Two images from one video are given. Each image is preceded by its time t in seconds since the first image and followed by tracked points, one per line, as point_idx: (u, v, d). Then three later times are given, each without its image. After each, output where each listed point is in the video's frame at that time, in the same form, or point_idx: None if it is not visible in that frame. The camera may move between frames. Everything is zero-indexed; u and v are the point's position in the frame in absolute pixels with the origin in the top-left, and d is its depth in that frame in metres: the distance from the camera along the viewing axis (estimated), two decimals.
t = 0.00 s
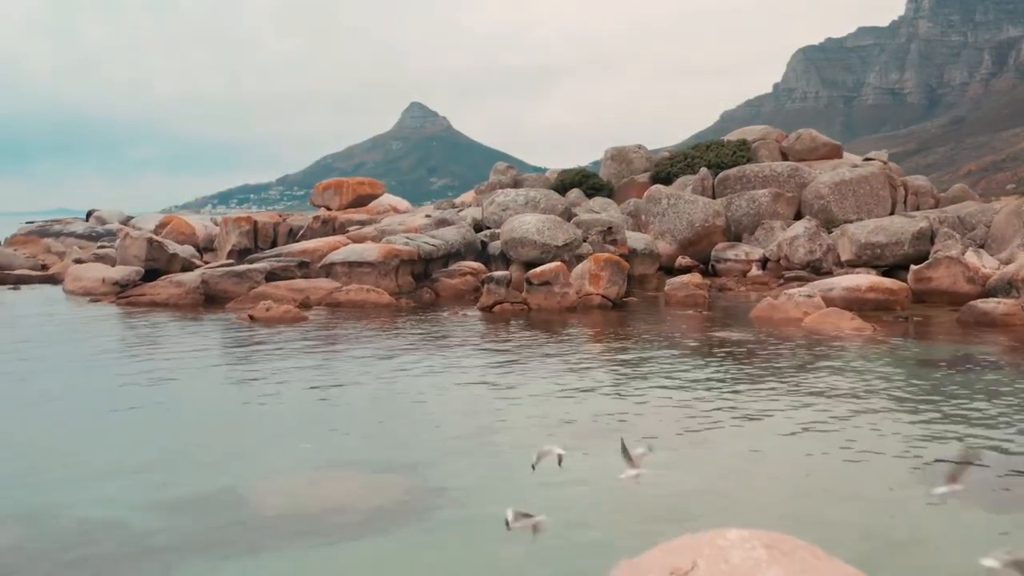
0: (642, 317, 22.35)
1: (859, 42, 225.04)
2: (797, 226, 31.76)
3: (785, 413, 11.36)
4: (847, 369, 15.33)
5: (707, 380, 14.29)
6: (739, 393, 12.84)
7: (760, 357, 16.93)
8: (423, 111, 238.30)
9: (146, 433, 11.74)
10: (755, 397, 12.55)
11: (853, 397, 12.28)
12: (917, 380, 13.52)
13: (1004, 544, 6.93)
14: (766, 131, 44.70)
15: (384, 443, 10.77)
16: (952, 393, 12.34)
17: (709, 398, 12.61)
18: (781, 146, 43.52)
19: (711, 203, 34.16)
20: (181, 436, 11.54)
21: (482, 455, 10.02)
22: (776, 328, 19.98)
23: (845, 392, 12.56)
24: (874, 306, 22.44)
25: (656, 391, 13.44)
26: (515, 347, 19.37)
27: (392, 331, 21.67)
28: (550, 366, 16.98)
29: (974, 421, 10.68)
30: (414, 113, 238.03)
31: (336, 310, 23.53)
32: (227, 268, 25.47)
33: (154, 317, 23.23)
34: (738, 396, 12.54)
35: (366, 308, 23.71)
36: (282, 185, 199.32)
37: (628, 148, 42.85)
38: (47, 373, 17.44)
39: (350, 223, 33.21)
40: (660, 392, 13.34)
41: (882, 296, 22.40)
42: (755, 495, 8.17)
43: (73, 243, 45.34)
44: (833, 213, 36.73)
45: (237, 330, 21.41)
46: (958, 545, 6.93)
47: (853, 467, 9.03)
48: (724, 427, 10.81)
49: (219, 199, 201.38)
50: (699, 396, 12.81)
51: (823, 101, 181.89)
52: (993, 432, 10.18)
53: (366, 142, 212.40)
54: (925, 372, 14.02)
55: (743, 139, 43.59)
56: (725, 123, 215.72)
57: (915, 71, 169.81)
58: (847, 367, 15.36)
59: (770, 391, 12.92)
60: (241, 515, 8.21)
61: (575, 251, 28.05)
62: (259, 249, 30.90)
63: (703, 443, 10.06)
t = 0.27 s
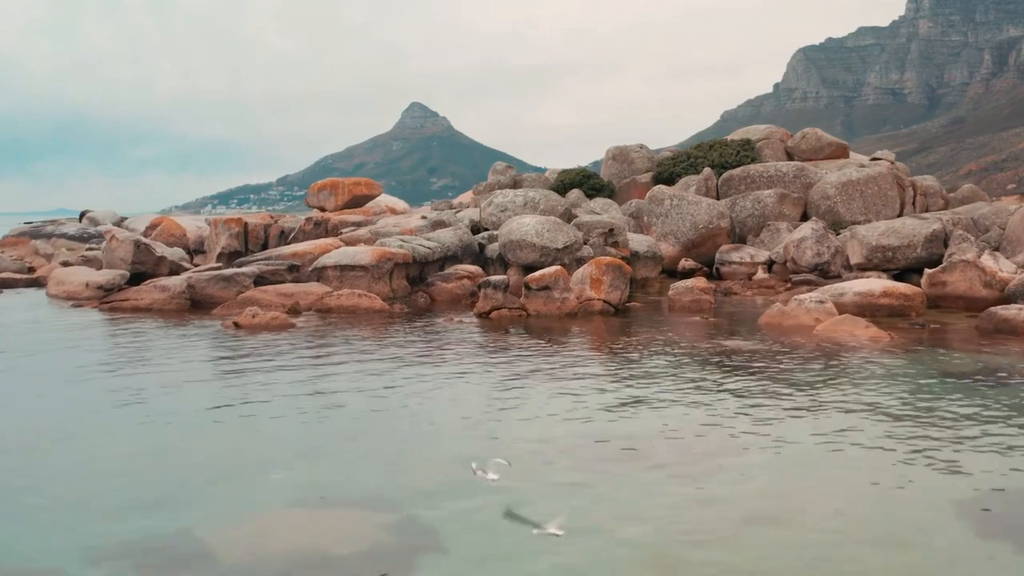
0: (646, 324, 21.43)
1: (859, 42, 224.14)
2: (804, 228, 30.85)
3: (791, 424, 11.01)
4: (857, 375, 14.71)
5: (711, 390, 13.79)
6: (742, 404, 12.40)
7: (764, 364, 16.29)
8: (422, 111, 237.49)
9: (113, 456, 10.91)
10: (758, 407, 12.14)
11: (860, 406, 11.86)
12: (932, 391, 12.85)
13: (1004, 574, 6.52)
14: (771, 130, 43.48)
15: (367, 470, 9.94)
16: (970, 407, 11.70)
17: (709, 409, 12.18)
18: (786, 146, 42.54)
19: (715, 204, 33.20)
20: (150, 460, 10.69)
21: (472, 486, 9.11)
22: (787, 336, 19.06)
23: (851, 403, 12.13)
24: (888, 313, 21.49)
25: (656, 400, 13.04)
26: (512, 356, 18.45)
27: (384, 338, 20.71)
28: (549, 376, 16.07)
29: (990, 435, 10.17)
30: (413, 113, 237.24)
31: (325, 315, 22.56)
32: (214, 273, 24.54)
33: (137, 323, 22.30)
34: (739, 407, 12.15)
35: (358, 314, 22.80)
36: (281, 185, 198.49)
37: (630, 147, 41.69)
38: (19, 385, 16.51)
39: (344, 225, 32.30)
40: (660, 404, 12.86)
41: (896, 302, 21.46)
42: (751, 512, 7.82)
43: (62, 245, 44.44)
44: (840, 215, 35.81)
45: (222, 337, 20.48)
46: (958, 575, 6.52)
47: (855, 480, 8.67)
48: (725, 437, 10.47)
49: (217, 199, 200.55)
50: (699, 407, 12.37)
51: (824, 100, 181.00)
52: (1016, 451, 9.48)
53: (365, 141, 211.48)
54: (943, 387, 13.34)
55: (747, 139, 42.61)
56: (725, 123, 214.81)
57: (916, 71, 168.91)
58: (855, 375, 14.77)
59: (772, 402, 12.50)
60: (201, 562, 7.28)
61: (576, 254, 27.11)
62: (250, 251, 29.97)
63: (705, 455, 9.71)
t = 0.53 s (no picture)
0: (650, 332, 20.30)
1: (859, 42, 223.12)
2: (813, 230, 29.74)
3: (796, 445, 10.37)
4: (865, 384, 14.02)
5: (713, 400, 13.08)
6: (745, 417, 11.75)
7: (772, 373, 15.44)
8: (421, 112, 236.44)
9: (64, 486, 9.83)
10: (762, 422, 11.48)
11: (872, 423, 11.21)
12: (951, 404, 12.08)
13: None
14: (777, 128, 42.43)
15: (344, 503, 8.95)
16: (986, 423, 11.07)
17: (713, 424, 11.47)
18: (792, 145, 41.41)
19: (720, 205, 32.10)
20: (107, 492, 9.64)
21: (462, 528, 8.12)
22: (801, 345, 17.92)
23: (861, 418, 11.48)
24: (906, 320, 20.36)
25: (655, 411, 12.36)
26: (509, 366, 17.32)
27: (373, 347, 19.60)
28: (547, 389, 14.98)
29: (1009, 459, 9.58)
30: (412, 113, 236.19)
31: (313, 322, 21.45)
32: (197, 277, 23.40)
33: (114, 330, 21.19)
34: (741, 422, 11.51)
35: (347, 321, 21.67)
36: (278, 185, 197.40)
37: (632, 146, 40.41)
38: None
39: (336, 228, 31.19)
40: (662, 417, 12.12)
41: (914, 309, 20.32)
42: (762, 559, 7.16)
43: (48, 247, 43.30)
44: (849, 216, 34.69)
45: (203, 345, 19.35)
46: None
47: (870, 519, 8.04)
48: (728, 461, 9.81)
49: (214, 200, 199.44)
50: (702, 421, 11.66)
51: (824, 100, 179.92)
52: None
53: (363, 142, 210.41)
54: (959, 399, 12.54)
55: (752, 138, 41.46)
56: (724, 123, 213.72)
57: (917, 71, 167.86)
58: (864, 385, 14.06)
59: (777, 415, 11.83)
60: None
61: (576, 258, 26.02)
62: (237, 255, 28.86)
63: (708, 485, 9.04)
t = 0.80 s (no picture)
0: (654, 340, 19.33)
1: (860, 42, 222.10)
2: (822, 231, 28.77)
3: (800, 462, 9.91)
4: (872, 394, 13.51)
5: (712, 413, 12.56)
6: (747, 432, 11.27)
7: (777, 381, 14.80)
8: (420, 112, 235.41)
9: (13, 518, 8.89)
10: (764, 438, 11.02)
11: (881, 439, 10.73)
12: (975, 426, 11.22)
13: None
14: (781, 129, 41.06)
15: (325, 540, 8.13)
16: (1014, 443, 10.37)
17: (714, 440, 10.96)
18: (798, 144, 40.41)
19: (725, 206, 31.12)
20: (55, 524, 8.70)
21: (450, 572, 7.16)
22: (815, 354, 16.91)
23: (870, 434, 10.99)
24: (923, 328, 19.37)
25: (653, 425, 11.83)
26: (505, 377, 16.33)
27: (363, 354, 18.61)
28: (545, 401, 14.04)
29: None
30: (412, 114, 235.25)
31: (301, 329, 20.46)
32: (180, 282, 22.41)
33: (93, 337, 20.23)
34: (741, 436, 11.06)
35: (337, 327, 20.67)
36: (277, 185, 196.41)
37: (633, 145, 39.33)
38: None
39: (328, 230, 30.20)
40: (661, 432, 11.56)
41: (931, 316, 19.34)
42: None
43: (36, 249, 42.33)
44: (857, 217, 33.70)
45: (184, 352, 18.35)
46: None
47: (890, 542, 7.60)
48: (729, 481, 9.33)
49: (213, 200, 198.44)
50: (701, 438, 11.12)
51: (824, 100, 178.91)
52: None
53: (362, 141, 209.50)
54: (974, 417, 11.94)
55: (757, 137, 40.45)
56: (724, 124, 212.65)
57: (917, 70, 166.86)
58: (868, 393, 13.57)
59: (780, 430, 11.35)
60: None
61: (577, 261, 25.05)
62: (225, 258, 27.90)
63: (711, 510, 8.53)
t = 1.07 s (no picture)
0: (659, 349, 18.33)
1: (860, 42, 221.08)
2: (832, 233, 27.78)
3: (811, 486, 9.36)
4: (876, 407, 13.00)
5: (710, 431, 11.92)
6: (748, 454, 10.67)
7: (779, 394, 14.16)
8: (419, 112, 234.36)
9: None
10: (767, 459, 10.45)
11: (884, 459, 10.25)
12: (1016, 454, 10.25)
13: None
14: (786, 127, 40.13)
15: None
16: None
17: (712, 462, 10.34)
18: (803, 144, 39.39)
19: (730, 207, 30.11)
20: None
21: None
22: (831, 366, 15.92)
23: (876, 454, 10.47)
24: (943, 336, 18.38)
25: (647, 445, 11.22)
26: (502, 388, 15.33)
27: (352, 363, 17.60)
28: (544, 416, 13.05)
29: None
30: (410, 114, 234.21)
31: (287, 337, 19.44)
32: (163, 288, 21.40)
33: (68, 346, 19.23)
34: (760, 464, 10.11)
35: (325, 335, 19.65)
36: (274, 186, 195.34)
37: (635, 144, 38.28)
38: None
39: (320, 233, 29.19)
40: (655, 453, 10.90)
41: (952, 324, 18.36)
42: None
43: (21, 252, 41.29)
44: (866, 218, 32.73)
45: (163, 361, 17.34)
46: None
47: None
48: (740, 509, 8.73)
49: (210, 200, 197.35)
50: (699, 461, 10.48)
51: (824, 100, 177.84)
52: None
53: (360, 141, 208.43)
54: (987, 428, 11.47)
55: (762, 136, 39.42)
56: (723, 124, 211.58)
57: (918, 70, 165.85)
58: (874, 406, 13.06)
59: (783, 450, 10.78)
60: None
61: (577, 265, 24.06)
62: (213, 262, 26.89)
63: (729, 542, 7.88)
